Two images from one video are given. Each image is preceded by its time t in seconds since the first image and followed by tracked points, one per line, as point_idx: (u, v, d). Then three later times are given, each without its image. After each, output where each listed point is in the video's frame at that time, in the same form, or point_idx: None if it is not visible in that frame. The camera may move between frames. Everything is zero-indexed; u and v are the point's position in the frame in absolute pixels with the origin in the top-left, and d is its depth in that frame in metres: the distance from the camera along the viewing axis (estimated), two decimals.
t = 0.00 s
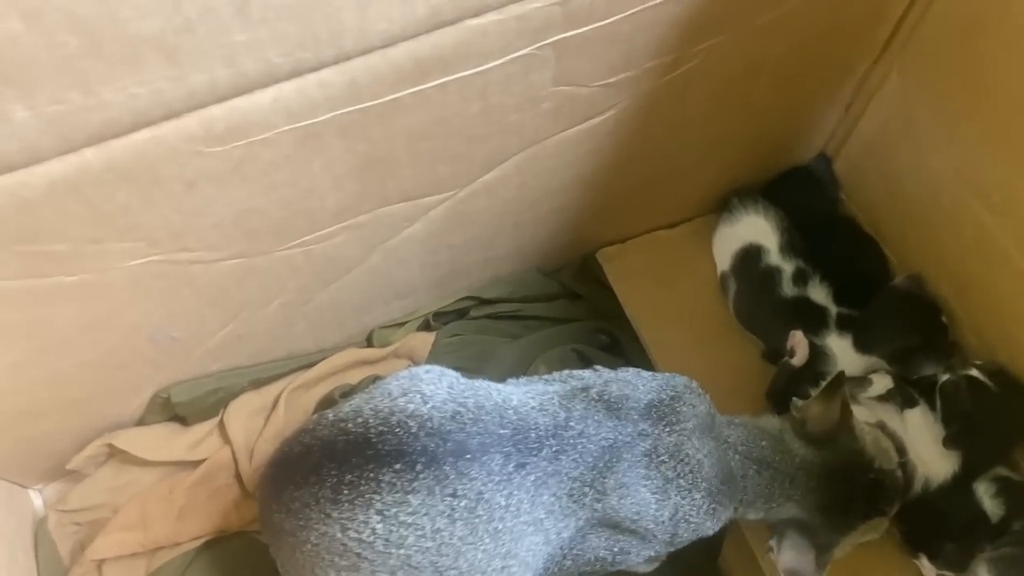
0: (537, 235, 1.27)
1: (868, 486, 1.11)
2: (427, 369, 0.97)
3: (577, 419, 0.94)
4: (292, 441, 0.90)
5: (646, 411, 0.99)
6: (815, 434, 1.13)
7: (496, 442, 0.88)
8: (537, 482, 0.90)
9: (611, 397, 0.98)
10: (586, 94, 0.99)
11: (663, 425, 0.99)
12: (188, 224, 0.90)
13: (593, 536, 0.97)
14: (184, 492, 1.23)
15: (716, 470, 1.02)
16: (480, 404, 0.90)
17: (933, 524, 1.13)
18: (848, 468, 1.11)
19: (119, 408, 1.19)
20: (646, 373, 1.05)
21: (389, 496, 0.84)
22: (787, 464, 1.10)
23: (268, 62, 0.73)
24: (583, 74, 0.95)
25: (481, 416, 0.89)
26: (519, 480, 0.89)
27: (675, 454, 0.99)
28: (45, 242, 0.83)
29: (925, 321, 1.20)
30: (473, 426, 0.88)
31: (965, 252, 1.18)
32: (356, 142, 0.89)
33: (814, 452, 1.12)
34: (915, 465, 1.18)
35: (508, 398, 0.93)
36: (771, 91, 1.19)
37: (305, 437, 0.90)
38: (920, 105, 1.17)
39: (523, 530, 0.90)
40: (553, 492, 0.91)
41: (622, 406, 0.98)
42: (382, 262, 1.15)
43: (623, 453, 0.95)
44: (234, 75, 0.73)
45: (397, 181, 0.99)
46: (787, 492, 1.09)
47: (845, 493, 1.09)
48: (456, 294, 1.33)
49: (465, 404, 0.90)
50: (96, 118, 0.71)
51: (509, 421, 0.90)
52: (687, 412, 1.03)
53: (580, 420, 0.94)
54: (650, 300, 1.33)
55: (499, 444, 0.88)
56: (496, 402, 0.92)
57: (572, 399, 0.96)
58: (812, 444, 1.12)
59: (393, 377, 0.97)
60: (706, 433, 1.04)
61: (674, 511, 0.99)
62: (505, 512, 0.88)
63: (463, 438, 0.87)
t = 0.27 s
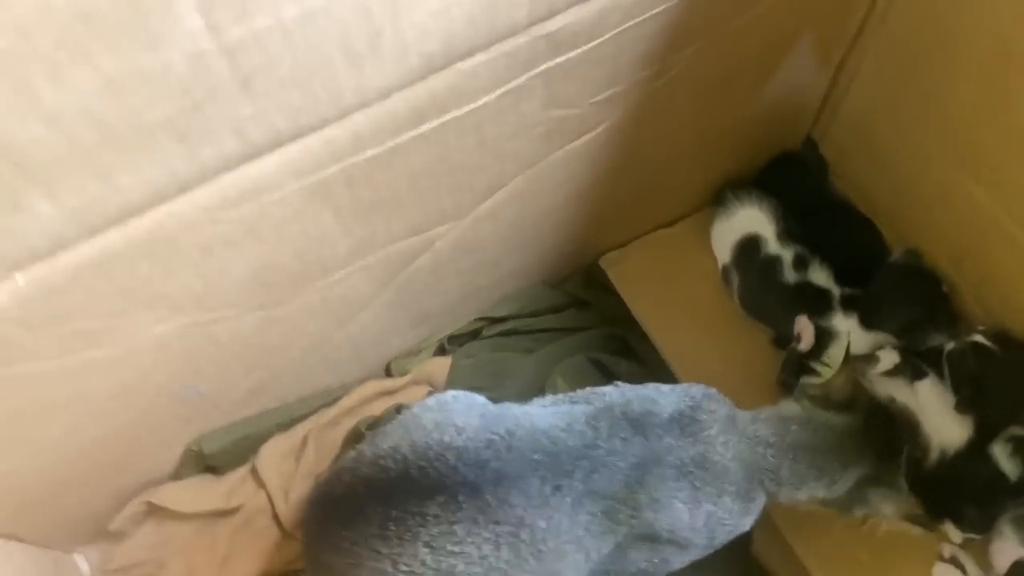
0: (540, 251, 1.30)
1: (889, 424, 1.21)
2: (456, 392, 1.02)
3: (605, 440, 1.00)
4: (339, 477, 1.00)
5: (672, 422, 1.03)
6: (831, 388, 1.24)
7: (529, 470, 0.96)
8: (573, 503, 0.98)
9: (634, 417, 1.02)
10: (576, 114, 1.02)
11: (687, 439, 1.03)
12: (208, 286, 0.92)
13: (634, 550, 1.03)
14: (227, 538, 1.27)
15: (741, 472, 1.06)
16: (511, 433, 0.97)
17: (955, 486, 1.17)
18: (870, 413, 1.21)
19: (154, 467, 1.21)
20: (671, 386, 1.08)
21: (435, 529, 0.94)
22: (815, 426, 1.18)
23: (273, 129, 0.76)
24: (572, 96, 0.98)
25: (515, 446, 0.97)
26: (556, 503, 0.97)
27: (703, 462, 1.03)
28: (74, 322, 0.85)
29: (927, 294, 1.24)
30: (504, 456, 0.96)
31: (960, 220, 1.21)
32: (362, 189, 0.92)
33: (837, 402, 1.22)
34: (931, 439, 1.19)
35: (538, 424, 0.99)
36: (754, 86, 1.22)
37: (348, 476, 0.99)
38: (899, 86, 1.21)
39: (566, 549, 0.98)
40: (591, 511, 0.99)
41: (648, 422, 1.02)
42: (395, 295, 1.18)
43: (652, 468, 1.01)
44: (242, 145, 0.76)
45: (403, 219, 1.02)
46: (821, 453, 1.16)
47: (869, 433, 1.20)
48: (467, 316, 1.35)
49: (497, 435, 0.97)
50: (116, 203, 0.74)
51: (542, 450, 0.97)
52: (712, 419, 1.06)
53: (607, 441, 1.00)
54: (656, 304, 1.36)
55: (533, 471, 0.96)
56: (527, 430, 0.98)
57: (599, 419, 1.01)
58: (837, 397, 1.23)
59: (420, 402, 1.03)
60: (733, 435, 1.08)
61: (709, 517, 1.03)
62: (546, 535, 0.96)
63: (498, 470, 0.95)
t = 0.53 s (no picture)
0: (521, 248, 1.22)
1: (892, 362, 1.11)
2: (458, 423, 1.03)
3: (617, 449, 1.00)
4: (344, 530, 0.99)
5: (682, 420, 1.04)
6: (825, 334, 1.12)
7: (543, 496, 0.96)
8: (599, 524, 0.97)
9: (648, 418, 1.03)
10: (542, 102, 0.94)
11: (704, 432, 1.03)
12: (169, 347, 0.84)
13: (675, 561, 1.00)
14: None
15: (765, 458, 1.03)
16: (522, 458, 0.98)
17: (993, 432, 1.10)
18: (868, 355, 1.10)
19: (145, 539, 1.13)
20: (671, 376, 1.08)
21: None
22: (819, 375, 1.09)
23: (213, 170, 0.68)
24: (535, 84, 0.90)
25: (530, 470, 0.97)
26: (580, 527, 0.96)
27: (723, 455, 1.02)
28: (26, 412, 0.77)
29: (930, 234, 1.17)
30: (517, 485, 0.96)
31: (953, 153, 1.15)
32: (323, 218, 0.83)
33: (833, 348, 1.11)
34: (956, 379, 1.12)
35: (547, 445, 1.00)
36: (721, 43, 1.15)
37: (351, 530, 0.98)
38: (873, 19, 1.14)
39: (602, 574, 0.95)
40: (620, 530, 0.97)
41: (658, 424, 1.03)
42: (376, 320, 1.10)
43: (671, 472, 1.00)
44: (182, 194, 0.67)
45: (371, 240, 0.93)
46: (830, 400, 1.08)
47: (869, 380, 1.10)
48: (455, 327, 1.28)
49: (508, 463, 0.97)
50: (48, 280, 0.65)
51: (557, 471, 0.98)
52: (722, 403, 1.05)
53: (619, 450, 1.00)
54: (648, 285, 1.29)
55: (552, 498, 0.96)
56: (536, 452, 0.99)
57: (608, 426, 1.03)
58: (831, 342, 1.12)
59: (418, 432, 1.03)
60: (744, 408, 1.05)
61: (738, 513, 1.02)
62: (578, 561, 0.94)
63: (515, 502, 0.95)
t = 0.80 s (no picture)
0: (560, 236, 1.16)
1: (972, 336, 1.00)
2: (506, 420, 0.94)
3: (684, 435, 0.91)
4: (399, 540, 0.92)
5: (751, 399, 0.93)
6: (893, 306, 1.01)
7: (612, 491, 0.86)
8: (673, 519, 0.87)
9: (711, 401, 0.93)
10: (589, 78, 0.88)
11: (776, 409, 0.93)
12: (207, 357, 0.78)
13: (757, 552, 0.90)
14: None
15: (836, 433, 0.94)
16: (582, 454, 0.88)
17: None
18: (943, 334, 0.99)
19: (179, 560, 1.07)
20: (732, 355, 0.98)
21: None
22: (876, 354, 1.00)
23: (257, 163, 0.61)
24: (585, 58, 0.84)
25: (592, 463, 0.87)
26: (652, 523, 0.86)
27: (799, 433, 0.93)
28: (58, 435, 0.71)
29: (991, 207, 1.09)
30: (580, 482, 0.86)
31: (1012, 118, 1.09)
32: (367, 211, 0.77)
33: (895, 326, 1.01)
34: None
35: (608, 437, 0.91)
36: (767, 10, 1.08)
37: (406, 540, 0.91)
38: None
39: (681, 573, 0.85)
40: (697, 524, 0.87)
41: (725, 406, 0.93)
42: (413, 318, 1.04)
43: (745, 456, 0.90)
44: (223, 189, 0.61)
45: (414, 234, 0.87)
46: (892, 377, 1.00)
47: (939, 361, 0.99)
48: (490, 322, 1.22)
49: (567, 458, 0.88)
50: (81, 290, 0.59)
51: (623, 463, 0.88)
52: (791, 379, 0.95)
53: (684, 435, 0.90)
54: (690, 271, 1.23)
55: (621, 494, 0.86)
56: (597, 446, 0.89)
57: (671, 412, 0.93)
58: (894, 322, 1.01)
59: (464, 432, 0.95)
60: (811, 381, 0.96)
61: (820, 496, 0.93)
62: (655, 559, 0.85)
63: (580, 499, 0.85)
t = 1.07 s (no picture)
0: (574, 201, 1.09)
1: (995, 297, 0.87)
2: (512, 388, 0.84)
3: (696, 420, 0.81)
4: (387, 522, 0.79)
5: (769, 384, 0.83)
6: (914, 253, 0.89)
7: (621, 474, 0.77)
8: (684, 509, 0.77)
9: (721, 389, 0.83)
10: (607, 17, 0.82)
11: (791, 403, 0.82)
12: (199, 319, 0.71)
13: (763, 551, 0.81)
14: None
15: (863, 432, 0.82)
16: (593, 430, 0.79)
17: None
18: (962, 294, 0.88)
19: (173, 548, 1.00)
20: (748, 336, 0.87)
21: (528, 569, 0.73)
22: (928, 317, 0.88)
23: (250, 87, 0.55)
24: None
25: (603, 444, 0.78)
26: (664, 510, 0.77)
27: (821, 426, 0.81)
28: (34, 400, 0.64)
29: None
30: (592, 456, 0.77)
31: None
32: (373, 156, 0.71)
33: (931, 279, 0.89)
34: None
35: (616, 415, 0.81)
36: None
37: (399, 519, 0.78)
38: None
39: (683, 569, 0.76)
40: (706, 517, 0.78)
41: (737, 393, 0.83)
42: (420, 286, 0.97)
43: (759, 447, 0.80)
44: (212, 117, 0.54)
45: (422, 188, 0.80)
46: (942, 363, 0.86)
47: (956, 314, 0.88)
48: (504, 294, 1.16)
49: (574, 434, 0.78)
50: (53, 228, 0.53)
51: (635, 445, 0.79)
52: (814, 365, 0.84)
53: (697, 419, 0.81)
54: (711, 238, 1.16)
55: (632, 475, 0.77)
56: (607, 422, 0.80)
57: (681, 393, 0.83)
58: (926, 273, 0.89)
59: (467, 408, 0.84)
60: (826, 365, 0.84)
61: (840, 496, 0.81)
62: (660, 552, 0.76)
63: (591, 476, 0.76)
